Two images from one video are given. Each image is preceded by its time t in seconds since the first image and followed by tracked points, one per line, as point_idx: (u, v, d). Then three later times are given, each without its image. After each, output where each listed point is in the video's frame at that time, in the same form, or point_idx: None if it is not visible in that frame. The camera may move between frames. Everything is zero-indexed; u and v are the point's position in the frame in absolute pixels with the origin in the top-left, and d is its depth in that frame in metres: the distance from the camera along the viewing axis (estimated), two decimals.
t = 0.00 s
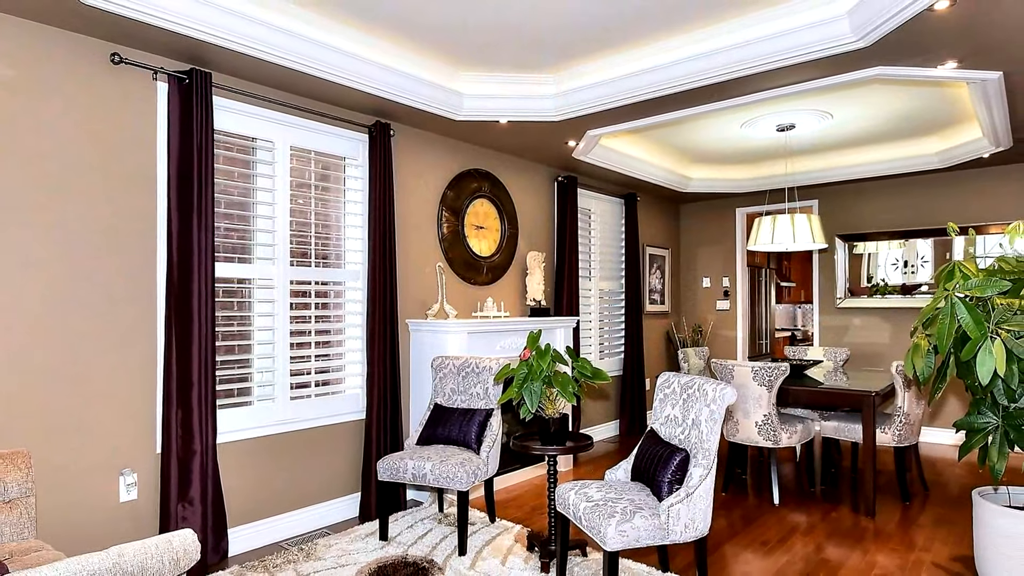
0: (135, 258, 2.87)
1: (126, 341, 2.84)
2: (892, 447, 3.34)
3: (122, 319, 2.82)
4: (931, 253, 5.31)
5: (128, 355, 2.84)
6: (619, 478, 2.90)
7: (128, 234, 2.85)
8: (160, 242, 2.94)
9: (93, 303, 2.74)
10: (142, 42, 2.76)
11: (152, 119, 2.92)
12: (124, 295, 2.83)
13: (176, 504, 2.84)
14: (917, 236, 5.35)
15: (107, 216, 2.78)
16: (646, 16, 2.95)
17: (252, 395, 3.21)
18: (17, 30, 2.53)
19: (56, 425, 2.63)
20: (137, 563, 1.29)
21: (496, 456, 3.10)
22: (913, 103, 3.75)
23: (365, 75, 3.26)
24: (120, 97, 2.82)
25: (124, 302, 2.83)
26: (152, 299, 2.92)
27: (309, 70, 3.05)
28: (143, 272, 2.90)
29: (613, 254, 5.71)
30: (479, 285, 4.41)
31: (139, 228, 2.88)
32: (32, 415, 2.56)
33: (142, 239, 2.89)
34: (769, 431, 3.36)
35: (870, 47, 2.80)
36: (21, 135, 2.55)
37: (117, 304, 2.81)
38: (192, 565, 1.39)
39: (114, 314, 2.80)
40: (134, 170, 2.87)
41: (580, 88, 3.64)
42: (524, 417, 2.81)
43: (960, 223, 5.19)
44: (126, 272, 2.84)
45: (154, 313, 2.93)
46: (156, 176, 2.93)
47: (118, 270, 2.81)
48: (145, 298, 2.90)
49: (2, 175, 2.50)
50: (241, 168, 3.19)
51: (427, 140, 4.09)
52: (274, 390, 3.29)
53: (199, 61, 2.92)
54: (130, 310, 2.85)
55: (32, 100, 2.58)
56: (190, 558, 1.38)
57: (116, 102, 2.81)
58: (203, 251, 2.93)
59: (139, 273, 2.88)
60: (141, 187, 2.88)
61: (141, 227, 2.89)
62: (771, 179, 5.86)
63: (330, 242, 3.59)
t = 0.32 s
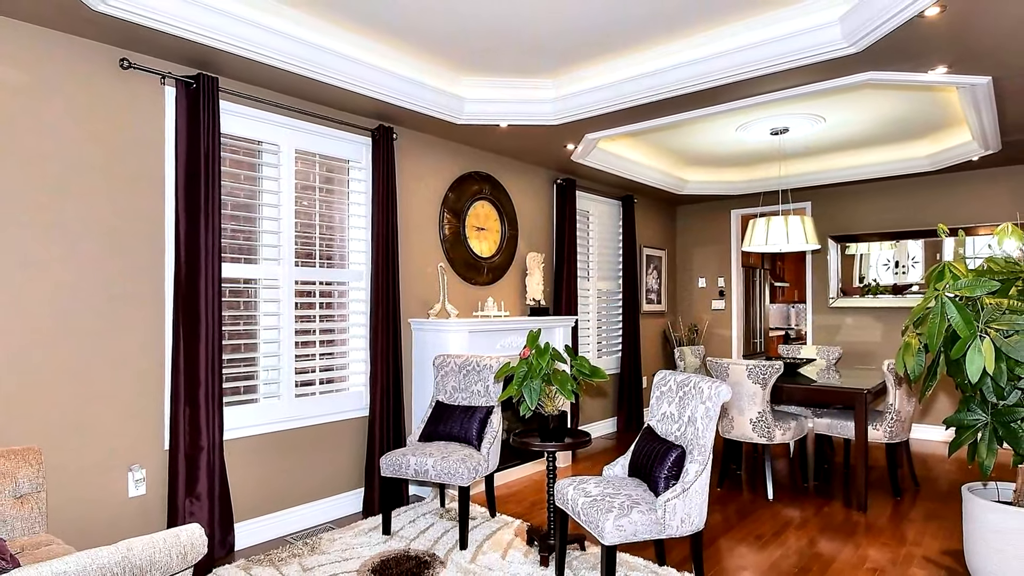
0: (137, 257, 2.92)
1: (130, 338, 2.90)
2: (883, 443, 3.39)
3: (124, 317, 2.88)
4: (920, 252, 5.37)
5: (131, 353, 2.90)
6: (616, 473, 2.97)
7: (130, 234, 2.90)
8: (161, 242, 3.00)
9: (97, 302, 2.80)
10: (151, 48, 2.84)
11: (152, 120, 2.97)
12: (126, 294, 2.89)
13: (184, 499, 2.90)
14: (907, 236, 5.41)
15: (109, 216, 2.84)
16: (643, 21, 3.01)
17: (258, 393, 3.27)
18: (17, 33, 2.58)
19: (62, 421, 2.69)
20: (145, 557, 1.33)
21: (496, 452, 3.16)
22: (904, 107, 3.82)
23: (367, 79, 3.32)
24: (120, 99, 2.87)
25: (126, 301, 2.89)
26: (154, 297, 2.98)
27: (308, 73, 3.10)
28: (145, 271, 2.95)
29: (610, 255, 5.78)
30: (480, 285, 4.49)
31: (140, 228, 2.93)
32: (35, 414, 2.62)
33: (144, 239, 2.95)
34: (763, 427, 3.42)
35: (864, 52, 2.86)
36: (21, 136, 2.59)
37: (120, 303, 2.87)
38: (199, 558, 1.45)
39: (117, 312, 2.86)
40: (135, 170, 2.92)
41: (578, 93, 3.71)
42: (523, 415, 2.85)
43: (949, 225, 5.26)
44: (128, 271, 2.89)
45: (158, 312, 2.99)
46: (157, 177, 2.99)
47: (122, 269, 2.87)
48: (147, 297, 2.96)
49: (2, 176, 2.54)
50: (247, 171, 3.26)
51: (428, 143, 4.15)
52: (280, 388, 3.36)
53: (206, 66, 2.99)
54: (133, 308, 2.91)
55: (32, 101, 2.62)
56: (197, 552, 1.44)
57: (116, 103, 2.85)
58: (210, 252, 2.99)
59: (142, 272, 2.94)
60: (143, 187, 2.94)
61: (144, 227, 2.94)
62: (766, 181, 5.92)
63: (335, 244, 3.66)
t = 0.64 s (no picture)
0: (137, 256, 2.96)
1: (133, 336, 2.95)
2: (874, 439, 3.46)
3: (126, 316, 2.93)
4: (911, 253, 5.45)
5: (133, 351, 2.94)
6: (614, 469, 3.04)
7: (130, 233, 2.94)
8: (162, 241, 3.05)
9: (99, 301, 2.84)
10: (160, 54, 2.91)
11: (150, 120, 3.00)
12: (126, 292, 2.93)
13: (192, 494, 2.97)
14: (900, 238, 5.48)
15: (110, 215, 2.87)
16: (641, 27, 3.08)
17: (264, 391, 3.34)
18: (15, 35, 2.60)
19: (67, 418, 2.73)
20: (154, 551, 1.38)
21: (497, 448, 3.23)
22: (897, 111, 3.89)
23: (371, 84, 3.39)
24: (119, 99, 2.90)
25: (127, 299, 2.93)
26: (155, 295, 3.03)
27: (305, 76, 3.15)
28: (145, 270, 2.99)
29: (608, 255, 5.86)
30: (481, 285, 4.57)
31: (141, 227, 2.98)
32: (36, 414, 2.65)
33: (144, 238, 2.99)
34: (757, 424, 3.49)
35: (856, 58, 2.93)
36: (21, 135, 2.62)
37: (122, 301, 2.91)
38: (208, 551, 1.49)
39: (121, 311, 2.91)
40: (136, 170, 2.96)
41: (577, 98, 3.79)
42: (523, 412, 2.90)
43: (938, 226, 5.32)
44: (128, 269, 2.93)
45: (160, 310, 3.04)
46: (156, 176, 3.03)
47: (124, 269, 2.92)
48: (148, 295, 3.00)
49: (2, 176, 2.57)
50: (253, 173, 3.33)
51: (430, 145, 4.22)
52: (285, 386, 3.43)
53: (214, 72, 3.07)
54: (136, 306, 2.95)
55: (31, 101, 2.65)
56: (205, 546, 1.48)
57: (115, 103, 2.89)
58: (217, 253, 3.06)
59: (144, 271, 2.98)
60: (144, 186, 2.98)
61: (145, 226, 2.99)
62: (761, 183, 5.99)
63: (339, 244, 3.74)
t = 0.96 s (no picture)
0: (137, 255, 3.01)
1: (137, 334, 3.00)
2: (866, 436, 3.53)
3: (129, 314, 2.97)
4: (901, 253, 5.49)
5: (131, 349, 2.98)
6: (611, 465, 3.11)
7: (130, 232, 2.98)
8: (162, 240, 3.09)
9: (105, 300, 2.90)
10: (168, 59, 2.98)
11: (150, 120, 3.05)
12: (129, 292, 2.98)
13: (199, 489, 3.04)
14: (889, 236, 5.53)
15: (109, 215, 2.91)
16: (639, 33, 3.16)
17: (269, 388, 3.41)
18: (13, 37, 2.62)
19: (71, 416, 2.79)
20: (162, 545, 1.45)
21: (498, 445, 3.30)
22: (889, 115, 3.96)
23: (373, 88, 3.47)
24: (119, 100, 2.95)
25: (128, 297, 2.98)
26: (156, 294, 3.07)
27: (300, 76, 3.18)
28: (145, 269, 3.03)
29: (606, 256, 5.94)
30: (482, 285, 4.65)
31: (142, 227, 3.02)
32: (36, 413, 2.68)
33: (143, 237, 3.03)
34: (751, 421, 3.56)
35: (848, 63, 3.00)
36: (21, 135, 2.65)
37: (124, 300, 2.96)
38: (213, 546, 1.57)
39: (123, 310, 2.96)
40: (136, 169, 3.01)
41: (576, 101, 3.86)
42: (522, 409, 2.95)
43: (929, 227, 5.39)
44: (128, 268, 2.97)
45: (161, 309, 3.09)
46: (157, 176, 3.07)
47: (127, 268, 2.97)
48: (150, 294, 3.05)
49: (2, 175, 2.60)
50: (258, 176, 3.40)
51: (431, 148, 4.30)
52: (290, 383, 3.51)
53: (221, 77, 3.14)
54: (137, 304, 3.00)
55: (34, 102, 2.69)
56: (211, 540, 1.56)
57: (115, 103, 2.93)
58: (224, 253, 3.13)
59: (145, 271, 3.03)
60: (146, 186, 3.04)
61: (146, 227, 3.03)
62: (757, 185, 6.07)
63: (343, 246, 3.82)
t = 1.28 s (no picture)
0: (137, 255, 3.03)
1: (139, 332, 3.03)
2: (858, 433, 3.60)
3: (131, 315, 3.01)
4: (893, 253, 5.56)
5: (130, 348, 3.00)
6: (609, 461, 3.18)
7: (129, 232, 3.00)
8: (160, 240, 3.11)
9: (111, 299, 2.94)
10: (176, 64, 3.05)
11: (149, 120, 3.07)
12: (130, 291, 3.00)
13: (206, 484, 3.11)
14: (882, 238, 5.59)
15: (108, 214, 2.93)
16: (637, 39, 3.23)
17: (274, 386, 3.48)
18: (13, 38, 2.64)
19: (72, 414, 2.80)
20: (169, 540, 1.50)
21: (498, 441, 3.37)
22: (882, 119, 4.03)
23: (376, 93, 3.54)
24: (119, 100, 2.97)
25: (128, 297, 3.00)
26: (156, 294, 3.10)
27: (305, 82, 3.25)
28: (144, 268, 3.06)
29: (604, 256, 6.01)
30: (482, 285, 4.72)
31: (142, 227, 3.04)
32: (37, 414, 2.70)
33: (142, 237, 3.05)
34: (746, 418, 3.63)
35: (840, 68, 3.07)
36: (21, 135, 2.67)
37: (125, 300, 2.99)
38: (220, 540, 1.61)
39: (125, 309, 2.99)
40: (135, 169, 3.03)
41: (574, 106, 3.94)
42: (522, 406, 3.02)
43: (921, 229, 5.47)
44: (128, 268, 3.00)
45: (161, 308, 3.12)
46: (156, 175, 3.10)
47: (127, 268, 3.00)
48: (149, 294, 3.07)
49: (2, 176, 2.61)
50: (264, 178, 3.47)
51: (432, 151, 4.36)
52: (294, 381, 3.58)
53: (227, 82, 3.21)
54: (138, 303, 3.03)
55: (34, 101, 2.70)
56: (217, 534, 1.61)
57: (115, 104, 2.95)
58: (230, 254, 3.20)
59: (150, 271, 3.08)
60: (147, 185, 3.06)
61: (146, 227, 3.06)
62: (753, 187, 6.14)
63: (347, 246, 3.89)
